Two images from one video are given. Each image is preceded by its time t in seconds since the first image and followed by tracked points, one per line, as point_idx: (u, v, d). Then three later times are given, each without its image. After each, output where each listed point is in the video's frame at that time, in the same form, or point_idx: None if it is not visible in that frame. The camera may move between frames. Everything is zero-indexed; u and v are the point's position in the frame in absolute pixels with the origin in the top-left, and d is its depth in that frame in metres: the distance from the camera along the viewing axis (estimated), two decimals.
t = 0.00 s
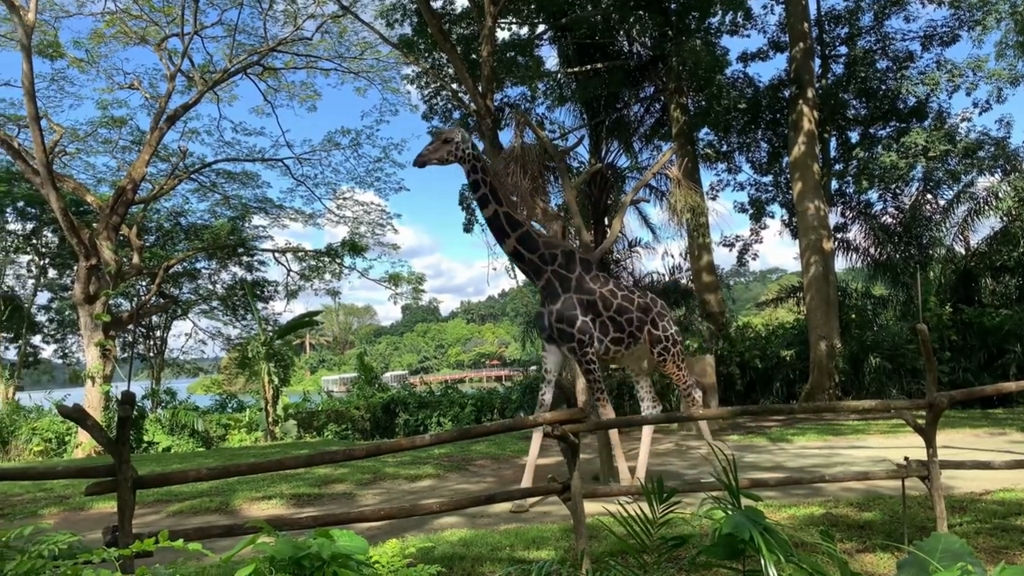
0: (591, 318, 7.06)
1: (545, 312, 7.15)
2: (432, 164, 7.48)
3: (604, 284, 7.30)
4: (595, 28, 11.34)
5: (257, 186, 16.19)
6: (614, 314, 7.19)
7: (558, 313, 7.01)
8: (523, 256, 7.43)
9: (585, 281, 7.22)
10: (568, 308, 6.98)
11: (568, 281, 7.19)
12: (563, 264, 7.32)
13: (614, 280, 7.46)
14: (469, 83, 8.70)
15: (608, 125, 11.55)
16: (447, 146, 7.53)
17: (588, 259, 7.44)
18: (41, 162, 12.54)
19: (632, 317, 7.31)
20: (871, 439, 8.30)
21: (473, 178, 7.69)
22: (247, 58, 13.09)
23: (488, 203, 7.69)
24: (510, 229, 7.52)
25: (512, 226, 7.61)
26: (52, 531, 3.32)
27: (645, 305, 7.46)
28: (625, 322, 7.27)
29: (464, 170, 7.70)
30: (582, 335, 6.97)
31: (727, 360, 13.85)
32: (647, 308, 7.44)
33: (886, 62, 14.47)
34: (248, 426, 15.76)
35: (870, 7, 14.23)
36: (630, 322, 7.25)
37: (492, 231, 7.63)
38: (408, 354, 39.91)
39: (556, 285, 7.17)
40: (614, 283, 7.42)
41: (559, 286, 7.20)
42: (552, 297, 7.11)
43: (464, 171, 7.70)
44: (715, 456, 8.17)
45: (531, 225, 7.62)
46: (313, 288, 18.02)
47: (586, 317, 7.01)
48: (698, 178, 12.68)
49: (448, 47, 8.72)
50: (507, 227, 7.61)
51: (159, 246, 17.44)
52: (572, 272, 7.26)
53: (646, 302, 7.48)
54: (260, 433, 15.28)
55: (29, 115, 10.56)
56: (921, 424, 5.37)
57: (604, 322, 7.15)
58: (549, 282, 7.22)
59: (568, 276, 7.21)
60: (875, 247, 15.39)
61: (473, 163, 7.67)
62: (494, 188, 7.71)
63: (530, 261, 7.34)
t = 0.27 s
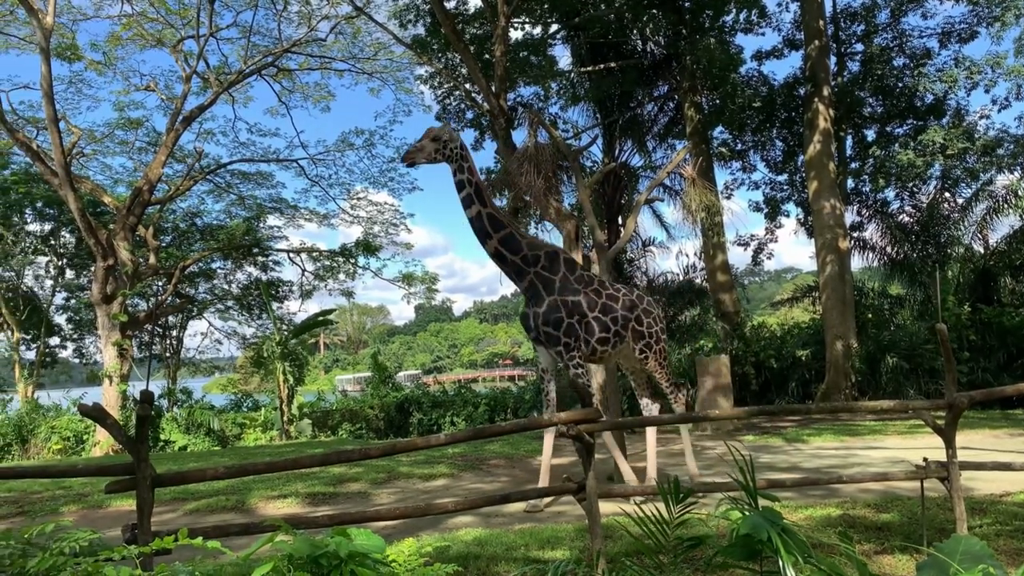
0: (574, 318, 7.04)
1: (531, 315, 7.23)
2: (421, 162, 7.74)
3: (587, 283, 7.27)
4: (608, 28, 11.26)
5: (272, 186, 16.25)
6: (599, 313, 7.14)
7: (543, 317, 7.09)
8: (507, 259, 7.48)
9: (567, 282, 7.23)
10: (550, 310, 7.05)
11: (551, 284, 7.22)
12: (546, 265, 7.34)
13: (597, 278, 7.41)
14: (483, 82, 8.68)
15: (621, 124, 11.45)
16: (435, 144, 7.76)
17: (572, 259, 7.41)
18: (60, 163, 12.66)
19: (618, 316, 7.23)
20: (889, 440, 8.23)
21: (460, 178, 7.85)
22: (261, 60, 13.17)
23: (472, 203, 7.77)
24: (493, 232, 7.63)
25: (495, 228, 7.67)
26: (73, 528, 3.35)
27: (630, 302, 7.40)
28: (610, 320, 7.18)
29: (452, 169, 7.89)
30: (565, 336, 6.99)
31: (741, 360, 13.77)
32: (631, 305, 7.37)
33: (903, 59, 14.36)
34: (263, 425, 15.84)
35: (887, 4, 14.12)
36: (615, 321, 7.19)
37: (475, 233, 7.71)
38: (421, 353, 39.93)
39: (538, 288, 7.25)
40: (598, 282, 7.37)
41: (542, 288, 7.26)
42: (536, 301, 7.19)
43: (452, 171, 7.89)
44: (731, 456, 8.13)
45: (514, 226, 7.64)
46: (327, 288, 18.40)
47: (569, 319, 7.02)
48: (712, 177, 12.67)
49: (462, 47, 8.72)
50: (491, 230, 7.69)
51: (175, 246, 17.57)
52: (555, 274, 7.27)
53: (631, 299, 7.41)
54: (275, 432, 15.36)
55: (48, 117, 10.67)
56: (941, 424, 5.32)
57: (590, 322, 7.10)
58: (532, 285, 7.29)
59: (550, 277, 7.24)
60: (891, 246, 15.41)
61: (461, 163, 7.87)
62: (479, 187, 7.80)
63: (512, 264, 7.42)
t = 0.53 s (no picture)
0: (570, 318, 6.93)
1: (526, 313, 7.10)
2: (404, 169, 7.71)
3: (584, 282, 7.15)
4: (622, 27, 11.26)
5: (286, 187, 16.31)
6: (594, 312, 7.02)
7: (536, 315, 6.96)
8: (501, 258, 7.38)
9: (564, 281, 7.10)
10: (545, 308, 6.92)
11: (547, 282, 7.10)
12: (541, 264, 7.23)
13: (593, 277, 7.29)
14: (496, 83, 8.68)
15: (635, 123, 11.52)
16: (419, 149, 7.76)
17: (569, 257, 7.31)
18: (77, 165, 12.78)
19: (613, 316, 7.10)
20: (907, 440, 8.16)
21: (449, 181, 7.90)
22: (276, 61, 13.24)
23: (463, 205, 7.79)
24: (487, 231, 7.56)
25: (489, 227, 7.61)
26: (93, 526, 3.38)
27: (626, 302, 7.27)
28: (605, 320, 7.07)
29: (440, 172, 7.91)
30: (560, 335, 6.88)
31: (757, 360, 13.78)
32: (627, 304, 7.26)
33: (919, 56, 14.23)
34: (278, 424, 15.92)
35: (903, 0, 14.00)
36: (610, 320, 7.06)
37: (469, 233, 7.68)
38: (434, 353, 39.96)
39: (533, 286, 7.12)
40: (594, 280, 7.25)
41: (538, 286, 7.13)
42: (531, 300, 7.07)
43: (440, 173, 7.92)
44: (746, 456, 8.09)
45: (508, 225, 7.56)
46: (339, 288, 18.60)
47: (564, 318, 6.89)
48: (727, 175, 12.63)
49: (475, 47, 8.72)
50: (484, 229, 7.62)
51: (191, 247, 17.69)
52: (550, 272, 7.15)
53: (627, 298, 7.28)
54: (290, 432, 15.42)
55: (66, 120, 10.77)
56: (960, 426, 5.27)
57: (584, 321, 6.98)
58: (527, 282, 7.19)
59: (546, 275, 7.13)
60: (908, 245, 15.35)
61: (448, 165, 7.86)
62: (468, 188, 7.82)
63: (508, 262, 7.31)
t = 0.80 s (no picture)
0: (567, 316, 6.92)
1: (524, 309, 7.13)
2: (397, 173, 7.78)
3: (585, 281, 7.07)
4: (639, 24, 11.28)
5: (303, 187, 16.38)
6: (594, 312, 6.96)
7: (532, 311, 6.98)
8: (501, 255, 7.34)
9: (564, 279, 7.05)
10: (542, 306, 6.93)
11: (546, 280, 7.07)
12: (542, 262, 7.17)
13: (597, 276, 7.19)
14: (513, 82, 8.67)
15: (653, 121, 11.68)
16: (411, 154, 7.80)
17: (571, 255, 7.21)
18: (98, 166, 12.92)
19: (614, 315, 7.02)
20: (930, 440, 8.06)
21: (444, 184, 7.84)
22: (293, 62, 13.30)
23: (460, 205, 7.72)
24: (486, 230, 7.52)
25: (488, 225, 7.54)
26: (117, 523, 3.41)
27: (628, 301, 7.16)
28: (606, 320, 6.99)
29: (434, 176, 7.87)
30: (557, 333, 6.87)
31: (776, 359, 13.70)
32: (629, 304, 7.14)
33: (942, 52, 14.04)
34: (297, 423, 16.01)
35: None
36: (611, 320, 6.98)
37: (468, 232, 7.63)
38: (452, 352, 40.02)
39: (532, 283, 7.12)
40: (597, 279, 7.14)
41: (537, 284, 7.12)
42: (528, 296, 7.10)
43: (434, 177, 7.88)
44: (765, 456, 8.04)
45: (509, 223, 7.48)
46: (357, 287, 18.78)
47: (559, 316, 6.89)
48: (745, 173, 12.59)
49: (492, 46, 8.70)
50: (484, 227, 7.55)
51: (210, 247, 17.85)
52: (551, 270, 7.10)
53: (630, 299, 7.17)
54: (309, 431, 15.51)
55: (88, 121, 10.89)
56: (986, 426, 5.19)
57: (583, 321, 6.95)
58: (526, 280, 7.17)
59: (546, 273, 7.09)
60: (931, 243, 15.15)
61: (441, 168, 7.83)
62: (464, 190, 7.74)
63: (507, 260, 7.29)
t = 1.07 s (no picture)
0: (562, 317, 6.85)
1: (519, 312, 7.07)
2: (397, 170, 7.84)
3: (580, 281, 7.02)
4: (662, 22, 11.25)
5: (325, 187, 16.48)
6: (589, 312, 6.90)
7: (526, 312, 6.95)
8: (496, 257, 7.33)
9: (559, 279, 7.01)
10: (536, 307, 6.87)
11: (541, 281, 7.02)
12: (537, 263, 7.15)
13: (593, 275, 7.14)
14: (534, 81, 8.63)
15: (676, 118, 11.81)
16: (411, 151, 7.83)
17: (566, 256, 7.18)
18: (125, 168, 13.10)
19: (610, 315, 6.95)
20: (959, 440, 7.94)
21: (443, 183, 7.88)
22: (316, 63, 13.40)
23: (458, 205, 7.74)
24: (483, 231, 7.53)
25: (484, 227, 7.55)
26: (148, 519, 3.45)
27: (625, 301, 7.09)
28: (601, 320, 6.92)
29: (433, 174, 7.90)
30: (551, 335, 6.82)
31: (801, 358, 13.53)
32: (627, 302, 7.07)
33: (970, 46, 13.83)
34: (320, 421, 16.12)
35: None
36: (607, 319, 6.92)
37: (465, 234, 7.62)
38: (474, 351, 40.04)
39: (526, 285, 7.07)
40: (593, 280, 7.09)
41: (532, 285, 7.07)
42: (523, 298, 7.06)
43: (434, 175, 7.92)
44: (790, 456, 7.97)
45: (504, 225, 7.49)
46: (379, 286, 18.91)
47: (553, 317, 6.84)
48: (769, 170, 12.49)
49: (513, 45, 8.69)
50: (479, 229, 7.57)
51: (235, 247, 18.03)
52: (545, 271, 7.07)
53: (627, 296, 7.10)
54: (332, 429, 15.60)
55: (115, 123, 11.04)
56: (1018, 427, 5.11)
57: (578, 321, 6.88)
58: (521, 282, 7.12)
59: (541, 274, 7.04)
60: (959, 241, 14.91)
61: (440, 166, 7.87)
62: (461, 189, 7.79)
63: (502, 261, 7.27)
